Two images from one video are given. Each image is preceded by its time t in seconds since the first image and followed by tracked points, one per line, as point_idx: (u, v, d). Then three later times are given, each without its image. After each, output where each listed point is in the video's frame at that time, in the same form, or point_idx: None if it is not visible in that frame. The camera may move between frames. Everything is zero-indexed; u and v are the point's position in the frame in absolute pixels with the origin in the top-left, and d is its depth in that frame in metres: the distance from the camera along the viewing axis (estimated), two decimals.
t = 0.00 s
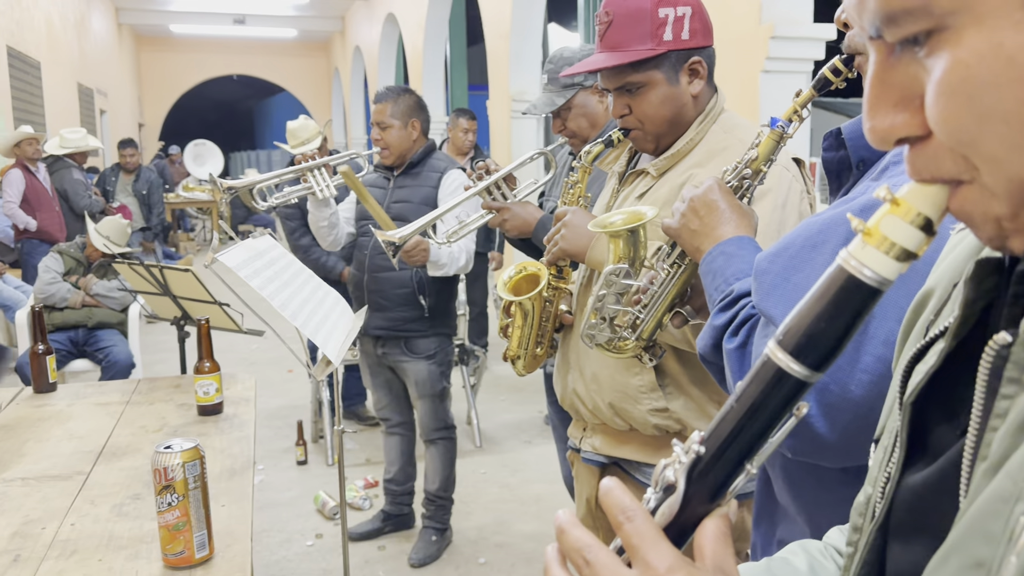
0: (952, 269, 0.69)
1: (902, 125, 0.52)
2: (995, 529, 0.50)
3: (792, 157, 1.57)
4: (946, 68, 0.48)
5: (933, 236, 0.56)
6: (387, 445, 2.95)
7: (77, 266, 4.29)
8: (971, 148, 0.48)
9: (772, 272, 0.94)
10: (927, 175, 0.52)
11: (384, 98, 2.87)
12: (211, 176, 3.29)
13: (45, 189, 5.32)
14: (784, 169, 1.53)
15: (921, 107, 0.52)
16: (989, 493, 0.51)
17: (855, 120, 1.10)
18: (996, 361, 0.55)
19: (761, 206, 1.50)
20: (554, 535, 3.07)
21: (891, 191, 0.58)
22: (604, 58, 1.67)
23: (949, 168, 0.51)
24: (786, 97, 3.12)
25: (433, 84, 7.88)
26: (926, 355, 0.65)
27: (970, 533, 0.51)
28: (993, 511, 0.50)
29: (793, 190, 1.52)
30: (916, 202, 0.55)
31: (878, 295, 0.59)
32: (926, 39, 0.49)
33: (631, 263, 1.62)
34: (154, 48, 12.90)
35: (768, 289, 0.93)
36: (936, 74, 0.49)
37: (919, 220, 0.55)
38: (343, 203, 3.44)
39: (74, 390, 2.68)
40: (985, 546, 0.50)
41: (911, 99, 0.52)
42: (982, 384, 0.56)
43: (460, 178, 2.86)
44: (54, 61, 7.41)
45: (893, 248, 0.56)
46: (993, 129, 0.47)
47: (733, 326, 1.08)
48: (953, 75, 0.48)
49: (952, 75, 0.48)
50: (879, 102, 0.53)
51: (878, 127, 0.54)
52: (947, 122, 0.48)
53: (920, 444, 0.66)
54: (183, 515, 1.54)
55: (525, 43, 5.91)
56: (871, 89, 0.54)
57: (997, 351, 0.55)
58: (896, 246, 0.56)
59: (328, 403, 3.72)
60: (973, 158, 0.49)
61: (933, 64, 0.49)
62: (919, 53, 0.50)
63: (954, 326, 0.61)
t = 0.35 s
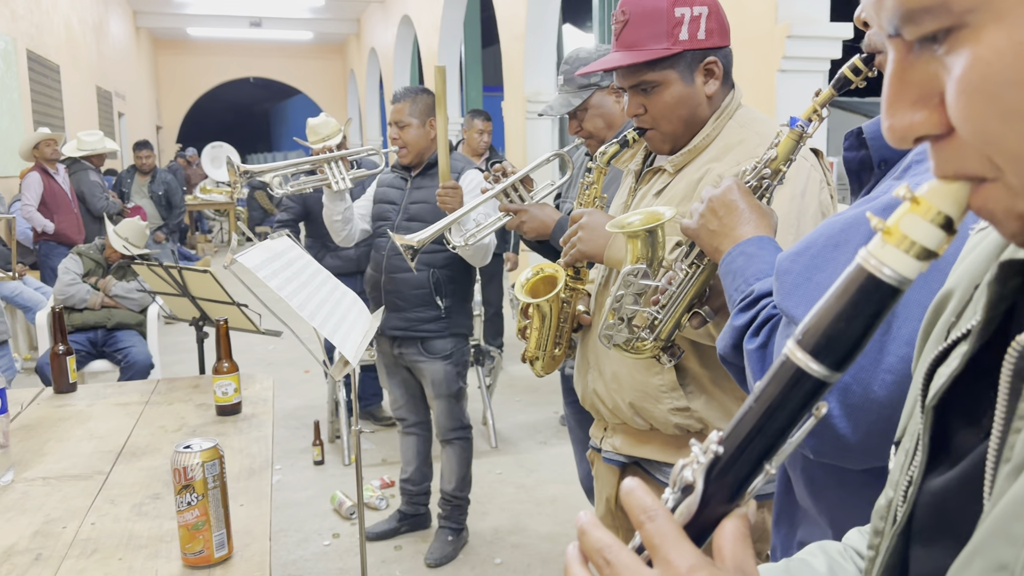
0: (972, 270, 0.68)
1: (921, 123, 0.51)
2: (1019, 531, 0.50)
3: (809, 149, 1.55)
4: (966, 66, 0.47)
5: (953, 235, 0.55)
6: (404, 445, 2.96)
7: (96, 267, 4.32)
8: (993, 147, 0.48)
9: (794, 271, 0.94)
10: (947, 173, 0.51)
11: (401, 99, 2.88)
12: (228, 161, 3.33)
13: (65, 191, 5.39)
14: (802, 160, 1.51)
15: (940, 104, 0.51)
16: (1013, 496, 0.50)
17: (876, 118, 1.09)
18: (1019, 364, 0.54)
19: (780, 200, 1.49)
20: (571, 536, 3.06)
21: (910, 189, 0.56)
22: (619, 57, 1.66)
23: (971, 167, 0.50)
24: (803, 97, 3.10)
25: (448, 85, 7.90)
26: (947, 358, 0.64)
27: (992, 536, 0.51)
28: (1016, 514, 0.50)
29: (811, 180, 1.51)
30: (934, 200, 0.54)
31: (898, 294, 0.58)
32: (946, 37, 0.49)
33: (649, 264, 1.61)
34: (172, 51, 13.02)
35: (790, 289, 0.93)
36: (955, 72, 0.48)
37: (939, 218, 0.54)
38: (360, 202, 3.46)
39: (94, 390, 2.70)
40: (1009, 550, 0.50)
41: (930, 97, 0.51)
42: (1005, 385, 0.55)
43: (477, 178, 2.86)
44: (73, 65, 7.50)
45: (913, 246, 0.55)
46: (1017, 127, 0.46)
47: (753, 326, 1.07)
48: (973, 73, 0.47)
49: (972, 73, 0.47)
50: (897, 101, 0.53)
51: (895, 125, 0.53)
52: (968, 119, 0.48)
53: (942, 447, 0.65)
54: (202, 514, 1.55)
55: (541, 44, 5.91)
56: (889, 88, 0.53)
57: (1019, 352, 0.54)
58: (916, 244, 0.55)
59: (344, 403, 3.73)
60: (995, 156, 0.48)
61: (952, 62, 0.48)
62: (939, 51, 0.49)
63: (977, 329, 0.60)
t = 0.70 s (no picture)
0: (994, 267, 0.67)
1: (940, 113, 0.51)
2: None
3: (828, 154, 1.55)
4: (987, 57, 0.47)
5: (974, 228, 0.54)
6: (418, 446, 2.97)
7: (114, 269, 4.36)
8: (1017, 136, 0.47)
9: (815, 273, 0.93)
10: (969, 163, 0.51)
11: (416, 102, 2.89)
12: (247, 158, 3.38)
13: (82, 193, 5.44)
14: (820, 166, 1.50)
15: (961, 94, 0.50)
16: None
17: (897, 119, 1.08)
18: None
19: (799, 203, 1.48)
20: (586, 537, 3.05)
21: (931, 182, 0.55)
22: (631, 62, 1.66)
23: (990, 158, 0.50)
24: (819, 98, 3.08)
25: (462, 88, 7.91)
26: (968, 355, 0.63)
27: (1009, 530, 0.51)
28: None
29: (829, 187, 1.50)
30: (956, 193, 0.53)
31: (918, 288, 0.57)
32: (969, 27, 0.49)
33: (668, 264, 1.60)
34: (189, 54, 13.13)
35: (810, 290, 0.92)
36: (977, 62, 0.48)
37: (960, 211, 0.53)
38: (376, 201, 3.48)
39: (112, 391, 2.73)
40: (1023, 542, 0.50)
41: (951, 88, 0.51)
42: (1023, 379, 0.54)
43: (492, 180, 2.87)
44: (91, 68, 7.59)
45: (934, 240, 0.54)
46: None
47: (774, 327, 1.06)
48: (996, 63, 0.47)
49: (995, 62, 0.47)
50: (918, 91, 0.52)
51: (916, 116, 0.52)
52: (990, 110, 0.47)
53: (963, 444, 0.64)
54: (220, 513, 1.56)
55: (555, 45, 5.90)
56: (911, 78, 0.53)
57: None
58: (936, 238, 0.54)
59: (360, 404, 3.75)
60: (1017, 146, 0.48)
61: (974, 52, 0.48)
62: (962, 41, 0.49)
63: (997, 326, 0.59)
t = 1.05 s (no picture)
0: (1012, 265, 0.66)
1: (959, 113, 0.50)
2: None
3: (842, 160, 1.54)
4: (1009, 54, 0.47)
5: (993, 227, 0.53)
6: (430, 447, 2.98)
7: (128, 270, 4.44)
8: None
9: (830, 273, 0.93)
10: (986, 164, 0.50)
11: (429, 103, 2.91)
12: (263, 157, 3.41)
13: (97, 195, 5.50)
14: (833, 171, 1.50)
15: (981, 95, 0.50)
16: None
17: (915, 121, 1.08)
18: None
19: (813, 205, 1.48)
20: (598, 539, 3.05)
21: (950, 180, 0.54)
22: (644, 63, 1.66)
23: (1010, 158, 0.49)
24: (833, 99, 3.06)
25: (474, 90, 7.93)
26: (983, 350, 0.63)
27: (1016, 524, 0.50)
28: None
29: (843, 192, 1.49)
30: (973, 191, 0.52)
31: (936, 287, 0.56)
32: (988, 26, 0.48)
33: (680, 262, 1.61)
34: (202, 57, 13.23)
35: (826, 289, 0.92)
36: (998, 60, 0.47)
37: (978, 210, 0.52)
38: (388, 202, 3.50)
39: (127, 391, 2.76)
40: None
41: (970, 88, 0.50)
42: None
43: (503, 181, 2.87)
44: (106, 72, 7.67)
45: (951, 238, 0.54)
46: None
47: (789, 325, 1.06)
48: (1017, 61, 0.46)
49: (1015, 60, 0.46)
50: (938, 91, 0.51)
51: (936, 116, 0.52)
52: (1008, 109, 0.47)
53: (976, 441, 0.64)
54: (234, 513, 1.58)
55: (567, 47, 5.91)
56: (930, 78, 0.52)
57: None
58: (954, 236, 0.53)
59: (372, 405, 3.76)
60: None
61: (995, 50, 0.48)
62: (981, 40, 0.49)
63: (1011, 322, 0.59)
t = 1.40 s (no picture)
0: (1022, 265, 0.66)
1: (973, 116, 0.51)
2: None
3: (850, 162, 1.55)
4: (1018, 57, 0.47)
5: (1005, 229, 0.53)
6: (439, 449, 2.99)
7: (141, 272, 4.48)
8: None
9: (838, 279, 0.94)
10: (998, 165, 0.51)
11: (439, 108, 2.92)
12: (274, 157, 3.43)
13: (111, 197, 5.55)
14: (842, 174, 1.50)
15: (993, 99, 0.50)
16: None
17: (922, 125, 1.09)
18: None
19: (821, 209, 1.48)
20: (608, 542, 3.05)
21: (963, 182, 0.55)
22: (654, 64, 1.67)
23: None
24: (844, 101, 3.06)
25: (484, 93, 7.95)
26: (991, 350, 0.63)
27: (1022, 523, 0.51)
28: None
29: (851, 195, 1.49)
30: (986, 193, 0.52)
31: (947, 288, 0.57)
32: (998, 30, 0.49)
33: (690, 270, 1.61)
34: (215, 60, 13.32)
35: (834, 295, 0.93)
36: (1009, 63, 0.48)
37: (990, 211, 0.52)
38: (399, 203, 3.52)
39: (141, 393, 2.79)
40: None
41: (982, 92, 0.50)
42: None
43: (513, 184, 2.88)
44: (119, 75, 7.75)
45: (963, 239, 0.54)
46: None
47: (799, 333, 1.07)
48: None
49: None
50: (950, 95, 0.52)
51: (950, 119, 0.52)
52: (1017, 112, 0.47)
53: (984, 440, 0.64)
54: (247, 513, 1.59)
55: (577, 50, 5.92)
56: (943, 84, 0.53)
57: None
58: (966, 237, 0.54)
59: (383, 407, 3.78)
60: None
61: (1005, 54, 0.48)
62: (991, 44, 0.49)
63: (1018, 322, 0.59)
